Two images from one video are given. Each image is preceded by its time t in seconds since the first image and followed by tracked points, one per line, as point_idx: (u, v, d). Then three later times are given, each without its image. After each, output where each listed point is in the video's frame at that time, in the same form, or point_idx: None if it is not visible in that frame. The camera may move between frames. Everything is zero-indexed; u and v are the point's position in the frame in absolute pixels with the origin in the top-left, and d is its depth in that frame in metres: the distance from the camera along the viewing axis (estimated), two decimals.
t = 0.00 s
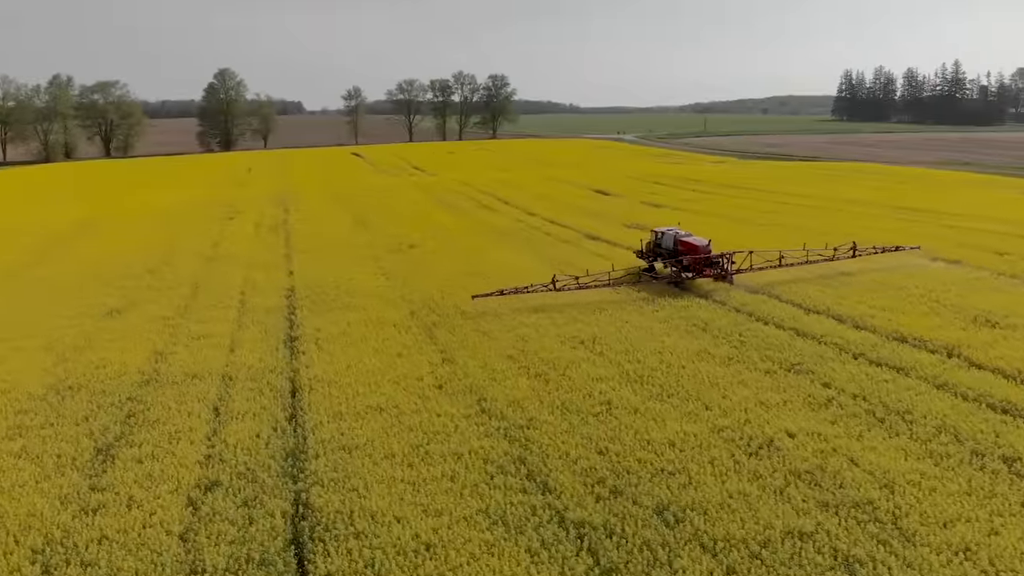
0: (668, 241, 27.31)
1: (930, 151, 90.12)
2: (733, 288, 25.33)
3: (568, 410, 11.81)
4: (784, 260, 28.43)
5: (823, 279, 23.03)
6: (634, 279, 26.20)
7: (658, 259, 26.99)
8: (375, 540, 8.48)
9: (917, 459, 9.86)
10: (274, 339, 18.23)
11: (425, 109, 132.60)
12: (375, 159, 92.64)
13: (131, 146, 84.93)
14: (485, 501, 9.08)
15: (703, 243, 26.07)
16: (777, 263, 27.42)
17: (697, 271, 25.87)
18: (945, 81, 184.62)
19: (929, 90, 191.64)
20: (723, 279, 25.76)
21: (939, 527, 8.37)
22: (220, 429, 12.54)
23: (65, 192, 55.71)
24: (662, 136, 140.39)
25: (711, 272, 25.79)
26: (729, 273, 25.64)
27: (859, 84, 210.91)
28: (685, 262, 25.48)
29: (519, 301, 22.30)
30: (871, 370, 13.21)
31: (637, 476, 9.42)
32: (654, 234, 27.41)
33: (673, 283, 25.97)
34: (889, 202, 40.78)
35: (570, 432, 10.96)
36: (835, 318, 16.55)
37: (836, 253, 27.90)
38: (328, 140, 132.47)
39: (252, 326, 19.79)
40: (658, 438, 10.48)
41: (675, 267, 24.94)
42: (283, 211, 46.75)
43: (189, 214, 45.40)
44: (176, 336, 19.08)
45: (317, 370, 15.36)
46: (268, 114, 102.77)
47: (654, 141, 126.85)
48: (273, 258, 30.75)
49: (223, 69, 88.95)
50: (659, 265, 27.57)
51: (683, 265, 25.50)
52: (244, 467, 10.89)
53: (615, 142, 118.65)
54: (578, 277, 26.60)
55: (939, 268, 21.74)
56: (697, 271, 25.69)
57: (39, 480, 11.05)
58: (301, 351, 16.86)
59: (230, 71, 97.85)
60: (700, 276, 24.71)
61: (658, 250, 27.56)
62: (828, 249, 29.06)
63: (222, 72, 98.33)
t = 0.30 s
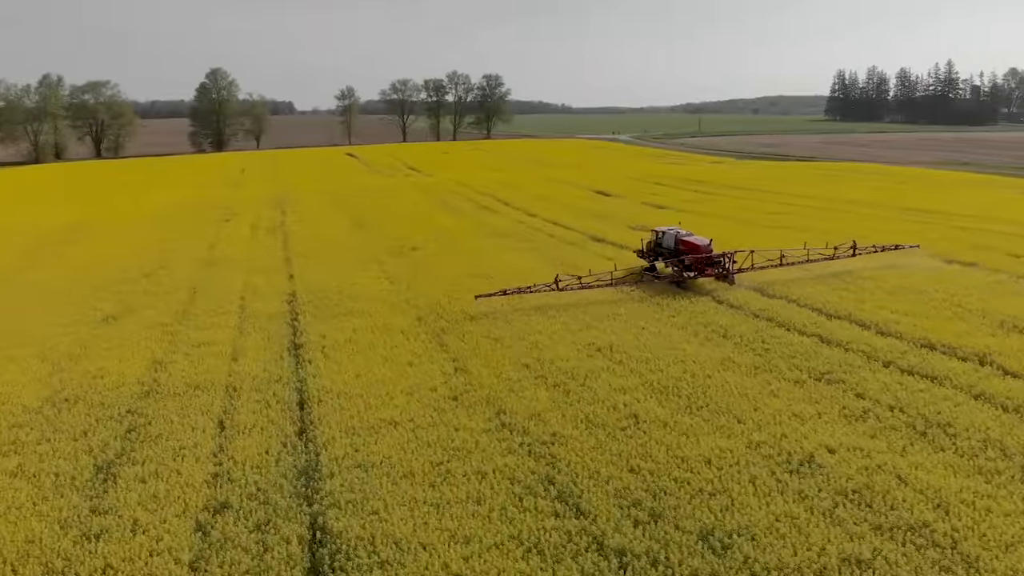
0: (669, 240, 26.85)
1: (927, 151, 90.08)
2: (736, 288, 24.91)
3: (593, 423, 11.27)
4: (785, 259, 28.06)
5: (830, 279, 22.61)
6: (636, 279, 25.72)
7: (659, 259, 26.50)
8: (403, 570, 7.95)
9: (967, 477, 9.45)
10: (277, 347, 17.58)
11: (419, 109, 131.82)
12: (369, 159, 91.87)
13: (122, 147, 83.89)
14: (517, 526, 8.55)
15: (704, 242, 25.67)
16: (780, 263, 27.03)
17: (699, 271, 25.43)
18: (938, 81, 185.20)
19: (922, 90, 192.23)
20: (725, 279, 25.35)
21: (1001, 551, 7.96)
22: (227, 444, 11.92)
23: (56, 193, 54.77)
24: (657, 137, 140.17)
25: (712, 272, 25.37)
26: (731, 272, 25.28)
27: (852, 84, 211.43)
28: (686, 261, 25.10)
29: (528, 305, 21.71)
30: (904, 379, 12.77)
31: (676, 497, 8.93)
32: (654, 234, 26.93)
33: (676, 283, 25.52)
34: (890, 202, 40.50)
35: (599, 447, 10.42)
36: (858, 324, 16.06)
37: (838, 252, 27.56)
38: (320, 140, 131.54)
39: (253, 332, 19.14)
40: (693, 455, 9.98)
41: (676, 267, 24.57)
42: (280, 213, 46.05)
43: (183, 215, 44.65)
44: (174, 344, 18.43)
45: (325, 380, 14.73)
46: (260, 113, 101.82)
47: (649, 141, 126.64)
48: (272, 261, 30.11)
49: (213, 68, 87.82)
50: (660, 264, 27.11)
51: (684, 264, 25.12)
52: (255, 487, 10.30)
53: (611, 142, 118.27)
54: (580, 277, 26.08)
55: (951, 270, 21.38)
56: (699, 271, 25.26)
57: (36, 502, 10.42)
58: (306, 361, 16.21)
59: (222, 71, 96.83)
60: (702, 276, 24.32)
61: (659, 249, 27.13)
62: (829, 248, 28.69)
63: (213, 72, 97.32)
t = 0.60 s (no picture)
0: (669, 240, 26.64)
1: (922, 151, 90.16)
2: (739, 288, 24.62)
3: (622, 438, 10.74)
4: (786, 259, 27.82)
5: (833, 279, 22.38)
6: (638, 278, 25.38)
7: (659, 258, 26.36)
8: None
9: (1021, 495, 9.07)
10: (281, 356, 16.97)
11: (413, 109, 131.06)
12: (363, 159, 91.13)
13: (113, 147, 82.84)
14: (553, 554, 8.03)
15: (705, 242, 25.40)
16: (782, 263, 26.80)
17: (700, 270, 25.21)
18: (931, 81, 185.85)
19: (914, 90, 193.10)
20: (726, 278, 25.10)
21: None
22: (234, 461, 11.33)
23: (46, 195, 53.80)
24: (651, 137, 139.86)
25: (713, 272, 25.10)
26: (732, 271, 25.02)
27: (845, 84, 212.03)
28: (688, 261, 24.83)
29: (537, 308, 21.18)
30: (940, 389, 12.36)
31: (720, 521, 8.46)
32: (654, 233, 26.82)
33: (679, 283, 25.20)
34: (889, 203, 40.41)
35: (631, 464, 9.89)
36: (884, 331, 15.60)
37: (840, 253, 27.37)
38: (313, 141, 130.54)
39: (255, 340, 18.51)
40: (732, 474, 9.49)
41: (677, 267, 24.33)
42: (276, 214, 45.38)
43: (178, 217, 43.92)
44: (173, 352, 17.82)
45: (334, 392, 14.11)
46: (253, 114, 100.89)
47: (644, 141, 126.55)
48: (270, 264, 29.51)
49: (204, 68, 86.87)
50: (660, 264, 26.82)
51: (685, 264, 24.88)
52: (266, 509, 9.71)
53: (606, 142, 118.03)
54: (582, 277, 25.66)
55: (960, 271, 21.18)
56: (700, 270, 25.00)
57: (35, 527, 9.82)
58: (313, 371, 15.58)
59: (214, 70, 95.84)
60: (704, 275, 24.08)
61: (659, 249, 26.84)
62: (830, 248, 28.46)
63: (205, 71, 96.29)
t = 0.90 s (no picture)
0: (669, 239, 26.50)
1: (918, 151, 90.39)
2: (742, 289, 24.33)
3: (654, 454, 10.25)
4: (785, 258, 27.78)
5: (838, 279, 22.12)
6: (640, 278, 25.03)
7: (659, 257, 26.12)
8: None
9: None
10: (286, 364, 16.36)
11: (406, 109, 130.24)
12: (357, 159, 90.40)
13: (103, 147, 81.68)
14: None
15: (705, 241, 25.30)
16: (783, 263, 26.56)
17: (701, 270, 24.94)
18: (924, 81, 186.59)
19: (906, 90, 193.97)
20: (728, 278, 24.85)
21: None
22: (243, 481, 10.73)
23: (35, 196, 52.80)
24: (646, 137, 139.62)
25: (714, 271, 24.83)
26: (732, 271, 24.96)
27: (838, 84, 212.67)
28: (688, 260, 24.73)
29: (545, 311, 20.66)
30: (977, 399, 11.98)
31: (768, 549, 8.03)
32: (654, 233, 26.59)
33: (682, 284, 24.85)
34: (886, 203, 40.35)
35: (667, 484, 9.40)
36: (912, 338, 15.21)
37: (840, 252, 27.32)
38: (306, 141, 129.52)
39: (257, 348, 17.88)
40: (775, 496, 9.04)
41: (677, 266, 24.23)
42: (271, 215, 44.68)
43: (172, 219, 43.15)
44: (172, 360, 17.18)
45: (344, 404, 13.51)
46: (245, 113, 99.92)
47: (639, 141, 126.34)
48: (268, 268, 28.86)
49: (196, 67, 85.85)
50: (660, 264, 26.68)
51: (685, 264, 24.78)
52: (281, 535, 9.14)
53: (601, 142, 117.76)
54: (584, 277, 25.25)
55: (968, 272, 20.98)
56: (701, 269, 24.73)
57: (32, 555, 9.20)
58: (319, 382, 14.95)
59: (205, 70, 94.78)
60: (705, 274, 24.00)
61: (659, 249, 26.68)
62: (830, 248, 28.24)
63: (197, 71, 95.22)
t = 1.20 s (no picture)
0: (669, 238, 26.37)
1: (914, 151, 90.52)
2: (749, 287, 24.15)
3: (691, 474, 9.78)
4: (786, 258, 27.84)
5: (846, 278, 21.96)
6: (641, 277, 24.92)
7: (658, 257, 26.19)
8: None
9: None
10: (292, 374, 15.78)
11: (401, 109, 129.52)
12: (352, 160, 89.70)
13: (94, 148, 80.66)
14: None
15: (705, 240, 25.12)
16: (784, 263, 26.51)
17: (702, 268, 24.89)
18: (917, 81, 187.22)
19: (900, 90, 194.58)
20: (729, 277, 24.78)
21: None
22: (253, 502, 10.15)
23: (26, 198, 51.90)
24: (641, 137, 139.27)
25: (715, 270, 24.82)
26: (732, 270, 24.87)
27: (831, 84, 213.27)
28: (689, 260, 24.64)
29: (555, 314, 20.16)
30: (1017, 411, 11.61)
31: None
32: (653, 232, 26.67)
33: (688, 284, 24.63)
34: (885, 203, 40.40)
35: (708, 508, 8.93)
36: (941, 344, 14.85)
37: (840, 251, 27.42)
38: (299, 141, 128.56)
39: (262, 356, 17.29)
40: (823, 520, 8.62)
41: (678, 265, 24.14)
42: (269, 217, 44.04)
43: (168, 221, 42.47)
44: (174, 370, 16.58)
45: (357, 417, 12.93)
46: (238, 113, 99.04)
47: (635, 141, 126.22)
48: (267, 271, 28.30)
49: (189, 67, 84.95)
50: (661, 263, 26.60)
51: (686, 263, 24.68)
52: (298, 564, 8.57)
53: (597, 142, 117.55)
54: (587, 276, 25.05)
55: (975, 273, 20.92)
56: (702, 268, 24.70)
57: None
58: (328, 394, 14.36)
59: (198, 69, 93.85)
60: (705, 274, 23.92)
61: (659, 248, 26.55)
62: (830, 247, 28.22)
63: (189, 70, 94.28)
